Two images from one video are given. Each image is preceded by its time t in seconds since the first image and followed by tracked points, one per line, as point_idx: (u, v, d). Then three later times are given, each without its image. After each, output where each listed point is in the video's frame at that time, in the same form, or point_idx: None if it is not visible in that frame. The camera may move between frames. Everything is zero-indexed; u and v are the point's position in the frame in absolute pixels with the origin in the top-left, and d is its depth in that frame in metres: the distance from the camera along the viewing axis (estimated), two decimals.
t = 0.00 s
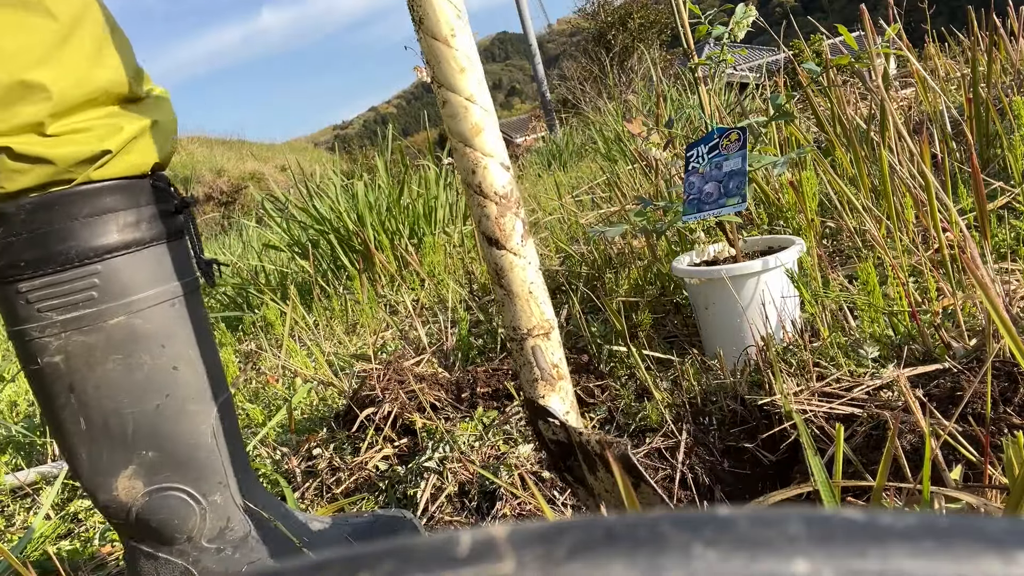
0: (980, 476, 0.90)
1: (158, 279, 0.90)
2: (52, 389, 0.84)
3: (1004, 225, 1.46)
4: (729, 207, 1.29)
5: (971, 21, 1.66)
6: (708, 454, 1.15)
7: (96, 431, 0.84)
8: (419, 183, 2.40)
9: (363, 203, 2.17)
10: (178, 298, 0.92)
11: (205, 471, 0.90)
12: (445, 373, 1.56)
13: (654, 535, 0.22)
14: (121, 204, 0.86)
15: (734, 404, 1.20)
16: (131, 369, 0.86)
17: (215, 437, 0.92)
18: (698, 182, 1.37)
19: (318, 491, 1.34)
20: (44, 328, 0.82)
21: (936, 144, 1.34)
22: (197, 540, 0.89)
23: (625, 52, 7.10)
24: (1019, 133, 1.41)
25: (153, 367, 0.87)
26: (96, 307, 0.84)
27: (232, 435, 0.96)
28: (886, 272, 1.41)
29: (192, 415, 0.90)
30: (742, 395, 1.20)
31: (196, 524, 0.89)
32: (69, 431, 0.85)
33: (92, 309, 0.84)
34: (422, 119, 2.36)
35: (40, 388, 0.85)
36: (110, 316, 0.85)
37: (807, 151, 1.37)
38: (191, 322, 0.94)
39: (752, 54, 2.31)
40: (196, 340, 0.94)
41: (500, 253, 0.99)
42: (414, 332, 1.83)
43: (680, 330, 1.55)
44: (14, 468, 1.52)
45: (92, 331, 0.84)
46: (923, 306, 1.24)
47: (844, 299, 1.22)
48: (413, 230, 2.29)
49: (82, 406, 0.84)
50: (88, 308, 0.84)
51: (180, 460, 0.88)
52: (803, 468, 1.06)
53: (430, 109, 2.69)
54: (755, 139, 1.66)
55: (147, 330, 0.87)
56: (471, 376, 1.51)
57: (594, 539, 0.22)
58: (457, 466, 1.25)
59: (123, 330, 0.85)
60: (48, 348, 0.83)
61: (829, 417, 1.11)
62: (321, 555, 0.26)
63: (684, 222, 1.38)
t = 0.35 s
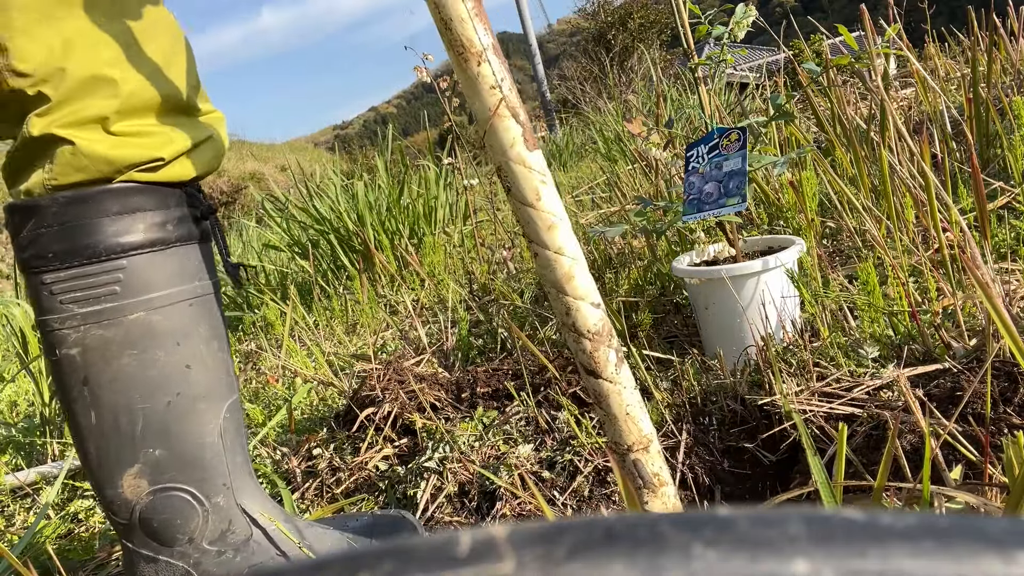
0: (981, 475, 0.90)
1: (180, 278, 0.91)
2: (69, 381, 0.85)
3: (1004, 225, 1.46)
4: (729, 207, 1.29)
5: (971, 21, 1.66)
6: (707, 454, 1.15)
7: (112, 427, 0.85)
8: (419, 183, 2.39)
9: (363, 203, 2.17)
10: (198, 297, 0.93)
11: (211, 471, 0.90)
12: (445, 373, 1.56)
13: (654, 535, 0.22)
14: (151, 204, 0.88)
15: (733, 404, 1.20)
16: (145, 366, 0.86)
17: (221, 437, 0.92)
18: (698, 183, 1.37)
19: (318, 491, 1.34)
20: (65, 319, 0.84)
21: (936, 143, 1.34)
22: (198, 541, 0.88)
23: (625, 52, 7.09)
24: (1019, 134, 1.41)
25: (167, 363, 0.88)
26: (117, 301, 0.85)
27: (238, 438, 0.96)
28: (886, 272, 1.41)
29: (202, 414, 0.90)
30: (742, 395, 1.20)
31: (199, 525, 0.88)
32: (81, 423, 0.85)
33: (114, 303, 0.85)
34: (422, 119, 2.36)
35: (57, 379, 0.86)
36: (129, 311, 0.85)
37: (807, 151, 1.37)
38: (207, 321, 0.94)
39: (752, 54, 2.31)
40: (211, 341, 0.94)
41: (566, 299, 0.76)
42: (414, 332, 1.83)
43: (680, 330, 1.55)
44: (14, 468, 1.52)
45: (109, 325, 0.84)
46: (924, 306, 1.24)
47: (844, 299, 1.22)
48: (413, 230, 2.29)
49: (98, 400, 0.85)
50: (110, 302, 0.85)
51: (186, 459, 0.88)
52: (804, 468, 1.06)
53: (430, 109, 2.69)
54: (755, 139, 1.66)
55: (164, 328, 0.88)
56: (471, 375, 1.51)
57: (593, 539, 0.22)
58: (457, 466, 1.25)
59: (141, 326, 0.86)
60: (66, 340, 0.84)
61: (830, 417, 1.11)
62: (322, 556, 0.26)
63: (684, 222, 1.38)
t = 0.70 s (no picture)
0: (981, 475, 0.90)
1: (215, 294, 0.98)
2: (101, 375, 0.88)
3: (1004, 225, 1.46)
4: (729, 207, 1.29)
5: (971, 21, 1.66)
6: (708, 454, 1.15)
7: (142, 420, 0.88)
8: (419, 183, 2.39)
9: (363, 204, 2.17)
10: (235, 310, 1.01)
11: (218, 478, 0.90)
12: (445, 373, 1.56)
13: (654, 535, 0.22)
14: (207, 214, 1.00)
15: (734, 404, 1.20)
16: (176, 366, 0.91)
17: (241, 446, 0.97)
18: (698, 183, 1.37)
19: (318, 491, 1.34)
20: (104, 314, 0.89)
21: (936, 143, 1.34)
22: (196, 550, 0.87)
23: (625, 52, 7.10)
24: (1019, 134, 1.41)
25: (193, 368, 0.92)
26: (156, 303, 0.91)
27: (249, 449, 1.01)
28: (886, 272, 1.41)
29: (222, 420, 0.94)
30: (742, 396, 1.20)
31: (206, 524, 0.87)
32: (104, 416, 0.89)
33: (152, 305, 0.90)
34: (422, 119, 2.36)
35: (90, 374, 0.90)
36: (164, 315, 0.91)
37: (807, 151, 1.37)
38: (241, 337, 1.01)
39: (751, 54, 2.31)
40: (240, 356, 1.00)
41: (603, 302, 1.13)
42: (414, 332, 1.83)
43: (680, 330, 1.54)
44: (14, 468, 1.52)
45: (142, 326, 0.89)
46: (924, 306, 1.24)
47: (844, 299, 1.22)
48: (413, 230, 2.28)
49: (125, 393, 0.88)
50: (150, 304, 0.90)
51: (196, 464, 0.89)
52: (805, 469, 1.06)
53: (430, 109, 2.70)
54: (755, 139, 1.66)
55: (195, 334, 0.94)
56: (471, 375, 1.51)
57: (593, 538, 0.22)
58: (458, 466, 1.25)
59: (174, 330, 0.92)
60: (104, 336, 0.88)
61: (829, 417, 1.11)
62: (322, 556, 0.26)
63: (684, 222, 1.38)
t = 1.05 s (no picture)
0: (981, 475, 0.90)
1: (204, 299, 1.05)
2: (102, 376, 0.94)
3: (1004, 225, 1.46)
4: (729, 207, 1.29)
5: (971, 21, 1.66)
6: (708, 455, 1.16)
7: (138, 420, 0.92)
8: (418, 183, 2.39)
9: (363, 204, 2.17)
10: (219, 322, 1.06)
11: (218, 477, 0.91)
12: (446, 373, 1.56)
13: (654, 535, 0.22)
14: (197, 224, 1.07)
15: (734, 404, 1.20)
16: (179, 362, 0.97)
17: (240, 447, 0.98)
18: (698, 183, 1.37)
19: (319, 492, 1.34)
20: (97, 316, 0.96)
21: (936, 143, 1.34)
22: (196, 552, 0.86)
23: (625, 52, 7.09)
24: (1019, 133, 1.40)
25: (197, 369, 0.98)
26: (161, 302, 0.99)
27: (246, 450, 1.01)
28: (886, 272, 1.41)
29: (221, 419, 0.97)
30: (742, 395, 1.20)
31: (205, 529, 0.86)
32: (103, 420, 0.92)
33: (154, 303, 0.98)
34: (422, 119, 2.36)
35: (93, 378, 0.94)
36: (170, 312, 0.99)
37: (807, 151, 1.37)
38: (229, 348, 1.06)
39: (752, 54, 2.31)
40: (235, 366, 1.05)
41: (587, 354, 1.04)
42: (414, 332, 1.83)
43: (680, 330, 1.54)
44: (14, 468, 1.52)
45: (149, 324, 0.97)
46: (924, 306, 1.24)
47: (844, 299, 1.22)
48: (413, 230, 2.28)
49: (128, 391, 0.93)
50: (152, 302, 0.98)
51: (198, 461, 0.91)
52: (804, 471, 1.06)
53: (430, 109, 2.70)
54: (755, 139, 1.66)
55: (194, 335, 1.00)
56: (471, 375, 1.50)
57: (593, 539, 0.22)
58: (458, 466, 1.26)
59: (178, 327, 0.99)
60: (107, 335, 0.95)
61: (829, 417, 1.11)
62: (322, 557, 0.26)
63: (685, 222, 1.38)
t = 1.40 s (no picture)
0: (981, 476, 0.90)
1: (172, 281, 0.97)
2: (61, 381, 0.91)
3: (1004, 225, 1.46)
4: (729, 207, 1.29)
5: (971, 21, 1.66)
6: (708, 454, 1.16)
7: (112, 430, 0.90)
8: (418, 183, 2.39)
9: (363, 204, 2.16)
10: (189, 300, 0.99)
11: (200, 474, 0.93)
12: (446, 373, 1.56)
13: (653, 535, 0.22)
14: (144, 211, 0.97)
15: (734, 404, 1.20)
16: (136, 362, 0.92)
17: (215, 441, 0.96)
18: (698, 183, 1.37)
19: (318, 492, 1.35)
20: (56, 324, 0.90)
21: (936, 143, 1.34)
22: (193, 544, 0.91)
23: (625, 52, 7.10)
24: (1019, 133, 1.40)
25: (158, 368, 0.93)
26: (114, 301, 0.92)
27: (231, 437, 1.00)
28: (886, 272, 1.41)
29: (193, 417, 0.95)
30: (742, 396, 1.21)
31: (193, 526, 0.91)
32: (76, 423, 0.91)
33: (105, 304, 0.91)
34: (422, 119, 2.36)
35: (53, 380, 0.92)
36: (126, 311, 0.92)
37: (807, 151, 1.37)
38: (199, 325, 1.00)
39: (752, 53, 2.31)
40: (205, 343, 1.00)
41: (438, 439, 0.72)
42: (414, 332, 1.83)
43: (680, 330, 1.54)
44: (14, 468, 1.53)
45: (103, 325, 0.91)
46: (924, 306, 1.24)
47: (844, 299, 1.22)
48: (413, 230, 2.28)
49: (91, 393, 0.90)
50: (102, 304, 0.91)
51: (176, 462, 0.92)
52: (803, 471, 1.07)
53: (430, 109, 2.69)
54: (755, 139, 1.66)
55: (157, 327, 0.94)
56: (471, 375, 1.49)
57: (593, 538, 0.22)
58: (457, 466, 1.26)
59: (132, 326, 0.93)
60: (61, 343, 0.90)
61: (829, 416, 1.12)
62: (321, 556, 0.26)
63: (685, 222, 1.38)
